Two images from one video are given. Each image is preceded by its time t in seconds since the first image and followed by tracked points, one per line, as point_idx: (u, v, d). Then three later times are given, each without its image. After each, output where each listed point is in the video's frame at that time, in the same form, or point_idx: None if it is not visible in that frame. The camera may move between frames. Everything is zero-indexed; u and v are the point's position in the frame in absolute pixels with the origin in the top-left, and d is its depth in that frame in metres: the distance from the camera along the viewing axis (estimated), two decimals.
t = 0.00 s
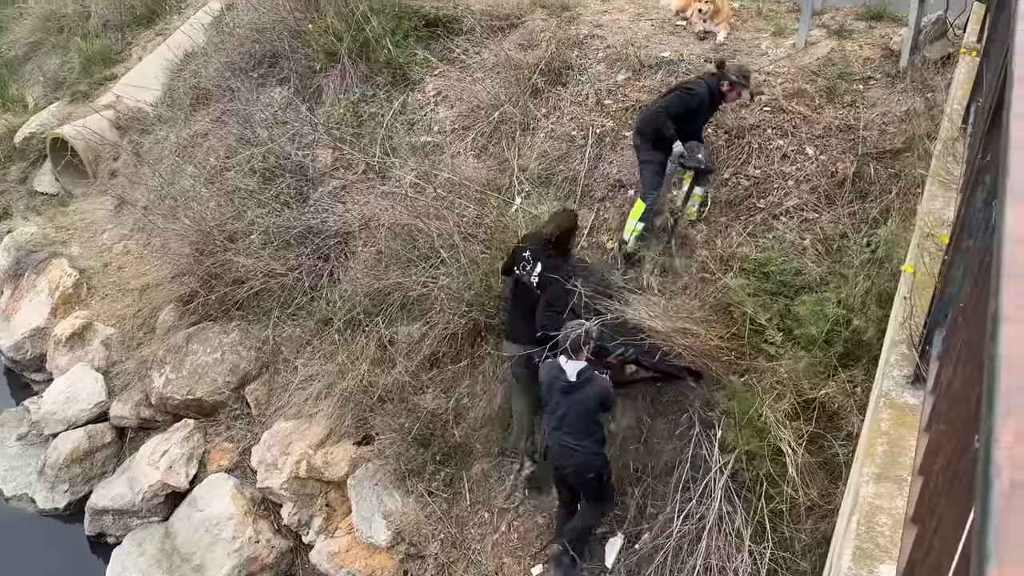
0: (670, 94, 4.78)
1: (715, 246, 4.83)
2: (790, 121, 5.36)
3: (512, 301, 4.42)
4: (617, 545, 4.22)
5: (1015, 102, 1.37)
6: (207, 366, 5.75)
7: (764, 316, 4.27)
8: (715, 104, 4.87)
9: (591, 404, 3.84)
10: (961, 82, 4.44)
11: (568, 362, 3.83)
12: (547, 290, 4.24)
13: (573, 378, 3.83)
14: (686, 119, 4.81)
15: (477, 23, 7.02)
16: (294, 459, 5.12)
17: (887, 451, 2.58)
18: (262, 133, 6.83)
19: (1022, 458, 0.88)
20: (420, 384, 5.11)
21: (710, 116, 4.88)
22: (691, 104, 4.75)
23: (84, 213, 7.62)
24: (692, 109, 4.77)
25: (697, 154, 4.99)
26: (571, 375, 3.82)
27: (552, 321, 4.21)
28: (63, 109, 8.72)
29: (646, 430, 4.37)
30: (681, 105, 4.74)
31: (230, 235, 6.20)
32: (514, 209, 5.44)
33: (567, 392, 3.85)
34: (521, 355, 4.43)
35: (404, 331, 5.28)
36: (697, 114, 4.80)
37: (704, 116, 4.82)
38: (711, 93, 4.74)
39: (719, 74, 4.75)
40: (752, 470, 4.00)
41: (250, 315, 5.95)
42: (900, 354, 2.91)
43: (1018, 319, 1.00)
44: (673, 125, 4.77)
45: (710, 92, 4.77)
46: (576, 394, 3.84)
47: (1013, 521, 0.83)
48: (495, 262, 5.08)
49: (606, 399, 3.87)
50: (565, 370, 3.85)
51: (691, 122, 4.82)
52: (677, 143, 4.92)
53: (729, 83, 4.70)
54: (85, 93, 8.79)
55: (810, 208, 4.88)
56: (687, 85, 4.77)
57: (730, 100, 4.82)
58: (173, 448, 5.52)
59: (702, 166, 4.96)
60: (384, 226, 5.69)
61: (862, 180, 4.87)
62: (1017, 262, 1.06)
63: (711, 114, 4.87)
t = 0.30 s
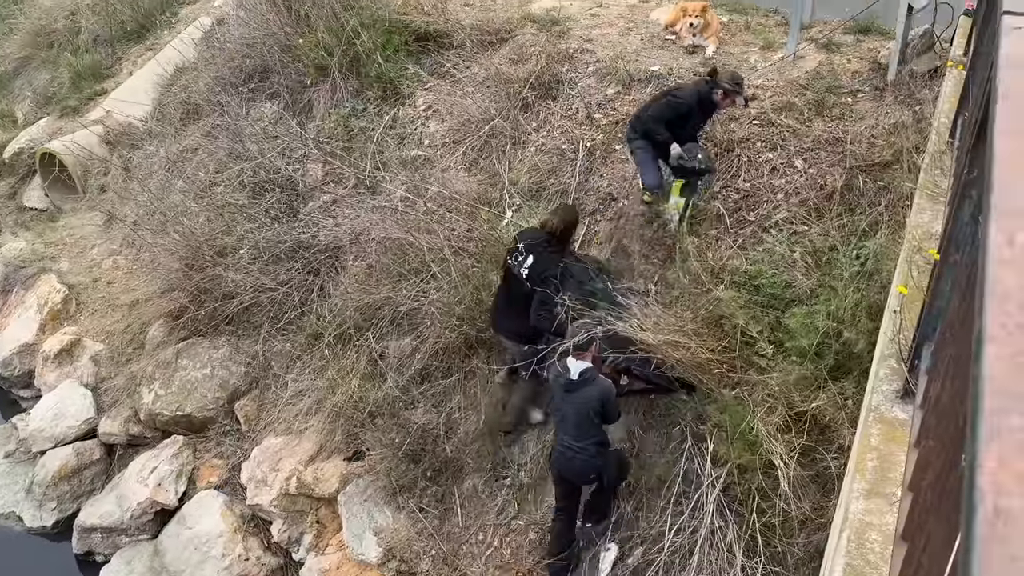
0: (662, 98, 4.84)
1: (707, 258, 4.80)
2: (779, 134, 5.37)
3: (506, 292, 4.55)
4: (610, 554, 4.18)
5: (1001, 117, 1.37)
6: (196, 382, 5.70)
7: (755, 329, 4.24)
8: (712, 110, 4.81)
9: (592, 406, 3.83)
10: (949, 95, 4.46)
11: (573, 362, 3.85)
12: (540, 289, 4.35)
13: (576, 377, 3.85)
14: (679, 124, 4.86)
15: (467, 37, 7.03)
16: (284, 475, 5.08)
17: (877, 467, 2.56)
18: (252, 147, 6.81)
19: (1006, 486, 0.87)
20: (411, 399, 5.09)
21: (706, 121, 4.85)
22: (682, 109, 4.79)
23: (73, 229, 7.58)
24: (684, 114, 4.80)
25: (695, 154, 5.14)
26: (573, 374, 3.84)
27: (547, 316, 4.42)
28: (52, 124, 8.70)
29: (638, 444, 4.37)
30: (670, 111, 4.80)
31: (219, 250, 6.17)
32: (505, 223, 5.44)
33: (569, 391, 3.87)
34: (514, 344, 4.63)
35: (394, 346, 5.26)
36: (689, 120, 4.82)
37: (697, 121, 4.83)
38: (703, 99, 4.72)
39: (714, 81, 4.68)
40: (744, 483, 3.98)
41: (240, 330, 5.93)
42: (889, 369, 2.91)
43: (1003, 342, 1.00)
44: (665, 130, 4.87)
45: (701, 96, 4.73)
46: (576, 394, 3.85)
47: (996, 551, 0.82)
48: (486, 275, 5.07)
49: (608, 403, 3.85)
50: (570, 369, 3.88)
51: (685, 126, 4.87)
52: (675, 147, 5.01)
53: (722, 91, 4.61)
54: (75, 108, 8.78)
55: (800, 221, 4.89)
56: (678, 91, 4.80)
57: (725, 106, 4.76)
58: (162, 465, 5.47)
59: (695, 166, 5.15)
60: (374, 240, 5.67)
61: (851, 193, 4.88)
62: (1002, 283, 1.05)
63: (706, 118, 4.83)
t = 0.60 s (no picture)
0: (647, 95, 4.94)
1: (697, 270, 4.78)
2: (768, 146, 5.39)
3: (496, 296, 4.49)
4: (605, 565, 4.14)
5: (984, 134, 1.36)
6: (184, 397, 5.65)
7: (746, 341, 4.21)
8: (696, 106, 4.81)
9: (601, 403, 3.71)
10: (936, 108, 4.47)
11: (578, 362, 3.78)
12: (531, 292, 4.28)
13: (582, 377, 3.77)
14: (662, 120, 4.91)
15: (457, 51, 7.05)
16: (273, 491, 5.03)
17: (867, 482, 2.55)
18: (242, 161, 6.80)
19: (990, 515, 0.84)
20: (402, 413, 5.06)
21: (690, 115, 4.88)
22: (662, 104, 4.85)
23: (62, 243, 7.55)
24: (665, 109, 4.86)
25: (675, 150, 4.86)
26: (580, 375, 3.77)
27: (539, 320, 4.35)
28: (42, 138, 8.69)
29: (630, 458, 4.34)
30: (651, 106, 4.87)
31: (208, 265, 6.14)
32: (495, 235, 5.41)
33: (576, 393, 3.77)
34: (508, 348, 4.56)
35: (385, 360, 5.23)
36: (671, 114, 4.87)
37: (679, 116, 4.87)
38: (684, 94, 4.77)
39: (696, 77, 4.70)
40: (736, 497, 3.96)
41: (229, 345, 5.89)
42: (879, 383, 2.90)
43: (987, 364, 0.96)
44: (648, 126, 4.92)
45: (682, 91, 4.78)
46: (584, 393, 3.75)
47: None
48: (476, 288, 5.05)
49: (617, 401, 3.71)
50: (578, 370, 3.81)
51: (668, 121, 4.92)
52: (653, 144, 4.87)
53: (704, 87, 4.65)
54: (64, 122, 8.77)
55: (790, 232, 4.89)
56: (660, 86, 4.87)
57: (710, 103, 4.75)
58: (151, 481, 5.42)
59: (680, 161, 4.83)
60: (365, 253, 5.66)
61: (841, 205, 4.88)
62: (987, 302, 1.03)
63: (690, 113, 4.84)
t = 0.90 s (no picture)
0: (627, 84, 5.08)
1: (687, 281, 4.83)
2: (757, 158, 5.41)
3: (490, 303, 4.45)
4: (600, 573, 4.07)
5: (963, 152, 1.35)
6: (174, 411, 5.63)
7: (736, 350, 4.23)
8: (676, 85, 4.97)
9: (602, 388, 3.74)
10: (923, 119, 4.50)
11: (574, 349, 3.79)
12: (524, 296, 4.24)
13: (579, 364, 3.78)
14: (646, 106, 5.02)
15: (448, 63, 7.08)
16: (264, 504, 5.00)
17: (854, 492, 2.55)
18: (233, 173, 6.79)
19: (961, 525, 0.79)
20: (392, 425, 5.03)
21: (670, 98, 5.00)
22: (643, 88, 4.98)
23: (52, 257, 7.53)
24: (647, 93, 4.99)
25: (655, 137, 4.93)
26: (576, 361, 3.77)
27: (534, 324, 4.24)
28: (32, 151, 8.68)
29: (622, 469, 4.32)
30: (632, 92, 4.98)
31: (198, 277, 6.13)
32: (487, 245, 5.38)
33: (575, 380, 3.78)
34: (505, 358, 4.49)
35: (376, 372, 5.21)
36: (653, 96, 4.99)
37: (660, 98, 4.99)
38: (664, 73, 4.92)
39: (672, 56, 4.88)
40: (728, 507, 3.95)
41: (219, 357, 5.88)
42: (866, 393, 2.90)
43: (961, 375, 0.93)
44: (630, 113, 5.03)
45: (662, 72, 4.92)
46: (584, 379, 3.76)
47: None
48: (466, 299, 5.05)
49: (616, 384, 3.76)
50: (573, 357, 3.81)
51: (650, 106, 5.03)
52: (634, 131, 4.97)
53: (681, 61, 4.79)
54: (54, 134, 8.77)
55: (779, 242, 4.92)
56: (639, 72, 5.01)
57: (688, 78, 4.89)
58: (140, 494, 5.38)
59: (659, 147, 4.91)
60: (356, 265, 5.67)
61: (830, 215, 4.90)
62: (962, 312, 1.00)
63: (671, 95, 5.00)
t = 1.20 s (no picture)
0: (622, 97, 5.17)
1: (678, 292, 4.86)
2: (747, 169, 5.44)
3: (483, 309, 4.47)
4: None
5: (943, 171, 1.32)
6: (165, 425, 5.60)
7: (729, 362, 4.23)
8: (671, 96, 5.04)
9: (592, 385, 3.75)
10: (911, 131, 4.53)
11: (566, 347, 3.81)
12: (514, 297, 4.25)
13: (571, 361, 3.79)
14: (639, 117, 5.10)
15: (440, 76, 7.11)
16: (255, 518, 4.98)
17: (843, 504, 2.55)
18: (225, 186, 6.79)
19: (936, 546, 0.74)
20: (384, 438, 5.01)
21: (666, 108, 5.08)
22: (638, 100, 5.06)
23: (44, 270, 7.51)
24: (641, 105, 5.07)
25: (650, 148, 4.98)
26: (567, 357, 3.78)
27: (524, 323, 4.26)
28: (24, 164, 8.68)
29: (615, 481, 4.31)
30: (628, 105, 5.07)
31: (190, 291, 6.11)
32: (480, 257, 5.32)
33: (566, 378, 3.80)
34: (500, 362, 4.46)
35: (368, 384, 5.21)
36: (648, 108, 5.07)
37: (656, 110, 5.07)
38: (658, 86, 5.00)
39: (666, 67, 4.97)
40: (720, 518, 3.94)
41: (211, 370, 5.86)
42: (854, 405, 2.91)
43: (939, 392, 0.88)
44: (625, 125, 5.08)
45: (656, 84, 5.01)
46: (575, 375, 3.77)
47: None
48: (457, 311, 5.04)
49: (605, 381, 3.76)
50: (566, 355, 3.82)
51: (643, 118, 5.11)
52: (629, 142, 4.98)
53: (674, 71, 4.83)
54: (46, 148, 8.77)
55: (770, 253, 4.93)
56: (634, 85, 5.09)
57: (682, 91, 4.94)
58: (131, 509, 5.35)
59: (654, 159, 4.95)
60: (348, 277, 5.67)
61: (820, 226, 4.91)
62: (940, 327, 0.95)
63: (665, 106, 5.07)
